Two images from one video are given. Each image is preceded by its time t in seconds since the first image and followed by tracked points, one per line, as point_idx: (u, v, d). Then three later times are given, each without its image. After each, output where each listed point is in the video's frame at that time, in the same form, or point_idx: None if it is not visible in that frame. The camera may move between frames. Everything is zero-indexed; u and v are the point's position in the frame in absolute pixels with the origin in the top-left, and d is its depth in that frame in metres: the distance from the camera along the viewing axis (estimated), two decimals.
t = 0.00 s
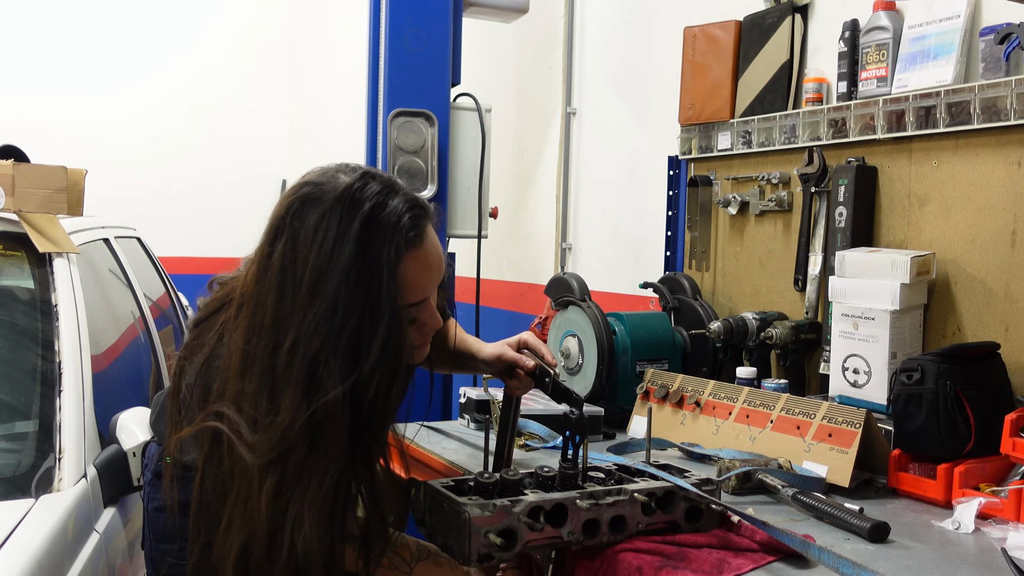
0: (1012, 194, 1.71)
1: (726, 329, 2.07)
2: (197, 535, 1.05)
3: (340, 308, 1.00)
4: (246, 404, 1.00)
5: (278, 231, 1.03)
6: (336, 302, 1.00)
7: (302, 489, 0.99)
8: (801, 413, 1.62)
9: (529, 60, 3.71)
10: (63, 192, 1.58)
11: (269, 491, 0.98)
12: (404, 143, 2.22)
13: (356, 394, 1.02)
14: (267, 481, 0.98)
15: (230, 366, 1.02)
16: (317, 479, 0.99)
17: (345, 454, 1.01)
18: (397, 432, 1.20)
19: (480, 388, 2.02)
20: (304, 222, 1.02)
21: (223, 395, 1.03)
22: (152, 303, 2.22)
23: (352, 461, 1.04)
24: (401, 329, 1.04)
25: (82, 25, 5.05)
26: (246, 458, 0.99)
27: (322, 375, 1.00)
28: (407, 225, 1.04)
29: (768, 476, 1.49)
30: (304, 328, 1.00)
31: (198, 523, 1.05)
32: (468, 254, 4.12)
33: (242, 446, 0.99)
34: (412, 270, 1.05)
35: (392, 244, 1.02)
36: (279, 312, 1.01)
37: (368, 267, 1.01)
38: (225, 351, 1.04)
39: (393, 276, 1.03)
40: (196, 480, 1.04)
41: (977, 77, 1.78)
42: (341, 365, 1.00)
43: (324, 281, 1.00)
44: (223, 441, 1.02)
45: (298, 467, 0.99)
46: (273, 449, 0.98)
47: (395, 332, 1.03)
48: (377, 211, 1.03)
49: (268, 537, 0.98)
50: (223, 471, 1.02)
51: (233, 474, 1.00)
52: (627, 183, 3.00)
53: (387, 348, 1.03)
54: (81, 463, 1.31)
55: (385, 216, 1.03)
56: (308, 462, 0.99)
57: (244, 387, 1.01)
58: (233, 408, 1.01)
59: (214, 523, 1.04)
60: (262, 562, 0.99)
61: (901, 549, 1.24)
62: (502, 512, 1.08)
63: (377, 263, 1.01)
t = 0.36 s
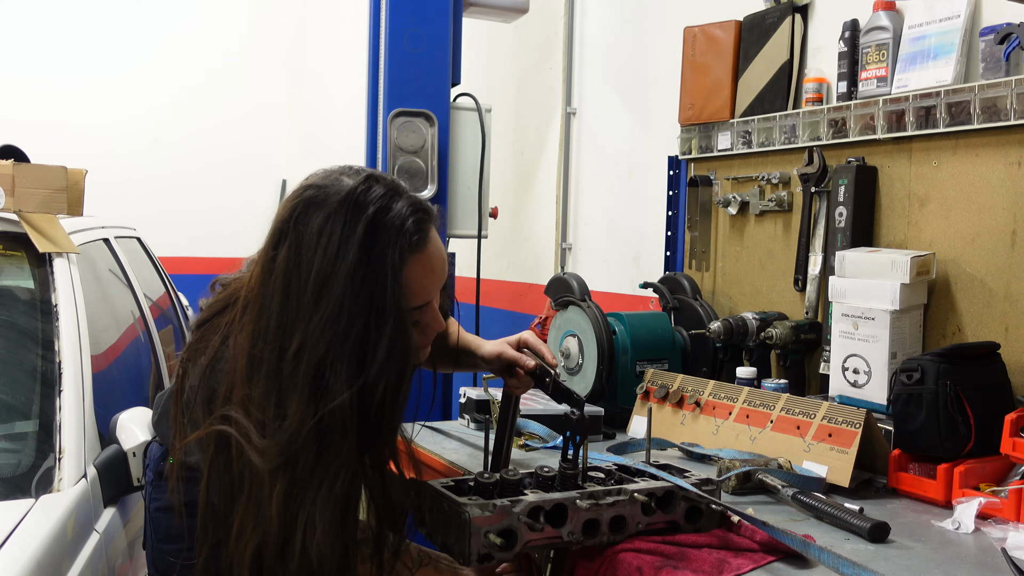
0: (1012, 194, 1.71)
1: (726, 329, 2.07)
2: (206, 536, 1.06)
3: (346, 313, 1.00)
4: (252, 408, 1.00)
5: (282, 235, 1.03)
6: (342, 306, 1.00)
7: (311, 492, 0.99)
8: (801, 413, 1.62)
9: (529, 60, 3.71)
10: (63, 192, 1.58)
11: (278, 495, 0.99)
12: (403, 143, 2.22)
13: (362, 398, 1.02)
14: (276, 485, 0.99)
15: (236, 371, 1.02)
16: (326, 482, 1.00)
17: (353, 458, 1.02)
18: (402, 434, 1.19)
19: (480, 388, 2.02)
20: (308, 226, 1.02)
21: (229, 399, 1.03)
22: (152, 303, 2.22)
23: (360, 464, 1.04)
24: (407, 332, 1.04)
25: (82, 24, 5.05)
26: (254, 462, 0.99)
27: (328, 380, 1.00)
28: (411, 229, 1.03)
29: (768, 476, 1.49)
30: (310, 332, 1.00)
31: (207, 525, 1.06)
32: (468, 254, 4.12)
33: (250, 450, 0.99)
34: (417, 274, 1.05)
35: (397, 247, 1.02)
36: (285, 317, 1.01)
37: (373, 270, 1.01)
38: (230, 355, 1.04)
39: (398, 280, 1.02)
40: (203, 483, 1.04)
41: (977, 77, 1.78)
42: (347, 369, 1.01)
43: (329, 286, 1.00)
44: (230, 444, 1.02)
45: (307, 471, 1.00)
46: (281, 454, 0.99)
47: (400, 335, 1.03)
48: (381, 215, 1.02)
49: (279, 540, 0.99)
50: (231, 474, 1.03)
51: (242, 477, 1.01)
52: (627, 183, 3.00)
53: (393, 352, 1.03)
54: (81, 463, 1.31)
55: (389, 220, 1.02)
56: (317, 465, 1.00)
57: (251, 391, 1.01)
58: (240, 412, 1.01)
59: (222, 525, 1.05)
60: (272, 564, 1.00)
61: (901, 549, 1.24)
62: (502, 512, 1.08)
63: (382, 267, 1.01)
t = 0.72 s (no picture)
0: (1012, 194, 1.71)
1: (726, 329, 2.07)
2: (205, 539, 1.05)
3: (346, 314, 1.00)
4: (251, 410, 1.00)
5: (282, 237, 1.03)
6: (342, 307, 1.00)
7: (311, 494, 0.99)
8: (801, 413, 1.62)
9: (529, 60, 3.71)
10: (63, 192, 1.59)
11: (278, 496, 0.98)
12: (404, 143, 2.22)
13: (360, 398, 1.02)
14: (275, 487, 0.98)
15: (235, 372, 1.02)
16: (326, 483, 0.99)
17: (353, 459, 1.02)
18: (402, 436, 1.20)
19: (480, 388, 2.02)
20: (310, 227, 1.02)
21: (228, 400, 1.03)
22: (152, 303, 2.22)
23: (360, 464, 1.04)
24: (407, 333, 1.04)
25: (81, 24, 5.04)
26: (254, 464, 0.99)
27: (328, 380, 1.00)
28: (412, 229, 1.03)
29: (768, 476, 1.49)
30: (310, 333, 1.00)
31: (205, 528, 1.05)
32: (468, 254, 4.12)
33: (249, 451, 0.98)
34: (418, 275, 1.05)
35: (398, 248, 1.02)
36: (285, 318, 1.01)
37: (374, 271, 1.01)
38: (231, 357, 1.04)
39: (399, 281, 1.02)
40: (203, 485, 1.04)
41: (977, 77, 1.78)
42: (348, 370, 1.00)
43: (329, 286, 1.00)
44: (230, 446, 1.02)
45: (307, 472, 0.99)
46: (280, 455, 0.98)
47: (401, 336, 1.03)
48: (382, 216, 1.02)
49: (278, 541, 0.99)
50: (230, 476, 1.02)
51: (240, 479, 1.00)
52: (627, 183, 3.00)
53: (393, 353, 1.02)
54: (81, 463, 1.31)
55: (390, 221, 1.03)
56: (317, 466, 1.00)
57: (250, 392, 1.01)
58: (240, 413, 1.01)
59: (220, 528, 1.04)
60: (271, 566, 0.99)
61: (901, 548, 1.24)
62: (502, 512, 1.08)
63: (383, 268, 1.01)
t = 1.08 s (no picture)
0: (1012, 194, 1.71)
1: (726, 329, 2.06)
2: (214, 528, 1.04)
3: (345, 296, 0.97)
4: (253, 395, 0.98)
5: (280, 219, 1.00)
6: (341, 289, 0.97)
7: (316, 476, 0.98)
8: (801, 413, 1.62)
9: (529, 60, 3.71)
10: (63, 192, 1.61)
11: (282, 481, 0.97)
12: (404, 143, 2.22)
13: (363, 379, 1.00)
14: (280, 471, 0.97)
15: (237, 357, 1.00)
16: (332, 465, 0.98)
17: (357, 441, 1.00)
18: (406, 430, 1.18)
19: (480, 388, 2.02)
20: (304, 210, 0.99)
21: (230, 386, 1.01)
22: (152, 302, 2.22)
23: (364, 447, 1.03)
24: (408, 313, 1.02)
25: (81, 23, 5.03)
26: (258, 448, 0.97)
27: (330, 363, 0.98)
28: (409, 208, 1.00)
29: (768, 476, 1.49)
30: (309, 316, 0.97)
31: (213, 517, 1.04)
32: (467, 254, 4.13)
33: (255, 435, 0.97)
34: (415, 255, 1.02)
35: (395, 228, 0.99)
36: (282, 302, 0.98)
37: (372, 253, 0.98)
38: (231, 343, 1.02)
39: (397, 261, 1.00)
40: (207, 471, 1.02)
41: (977, 76, 1.78)
42: (349, 351, 0.98)
43: (327, 268, 0.97)
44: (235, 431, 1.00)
45: (312, 455, 0.98)
46: (285, 439, 0.97)
47: (401, 316, 1.01)
48: (376, 197, 0.99)
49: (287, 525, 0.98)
50: (236, 461, 1.02)
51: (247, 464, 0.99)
52: (628, 183, 3.00)
53: (394, 332, 1.00)
54: (81, 463, 1.31)
55: (386, 201, 1.00)
56: (322, 448, 0.98)
57: (252, 377, 0.98)
58: (244, 399, 0.98)
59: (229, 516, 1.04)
60: (278, 550, 0.98)
61: (901, 549, 1.24)
62: (502, 512, 1.08)
63: (381, 249, 0.99)
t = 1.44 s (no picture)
0: (1012, 194, 1.71)
1: (726, 329, 2.06)
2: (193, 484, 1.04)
3: (340, 246, 0.97)
4: (239, 344, 0.99)
5: (277, 165, 1.01)
6: (337, 238, 0.97)
7: (297, 433, 0.97)
8: (801, 413, 1.62)
9: (529, 60, 3.71)
10: (63, 192, 1.60)
11: (263, 435, 0.97)
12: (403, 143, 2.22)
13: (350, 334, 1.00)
14: (260, 425, 0.97)
15: (225, 305, 1.01)
16: (316, 421, 0.98)
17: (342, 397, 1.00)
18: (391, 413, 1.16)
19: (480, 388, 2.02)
20: (302, 158, 0.99)
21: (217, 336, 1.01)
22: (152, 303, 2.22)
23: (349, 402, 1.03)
24: (401, 268, 1.02)
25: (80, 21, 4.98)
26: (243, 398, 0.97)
27: (319, 316, 0.98)
28: (408, 161, 1.00)
29: (768, 476, 1.48)
30: (301, 266, 0.97)
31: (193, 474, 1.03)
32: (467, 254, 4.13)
33: (235, 387, 0.97)
34: (412, 212, 1.02)
35: (394, 180, 0.99)
36: (277, 250, 0.99)
37: (368, 205, 0.99)
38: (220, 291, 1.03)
39: (394, 215, 1.00)
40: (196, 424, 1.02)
41: (977, 77, 1.78)
42: (339, 304, 0.98)
43: (323, 216, 0.97)
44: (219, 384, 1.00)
45: (295, 410, 0.98)
46: (266, 393, 0.96)
47: (394, 270, 1.01)
48: (376, 148, 1.00)
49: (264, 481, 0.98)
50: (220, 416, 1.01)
51: (230, 415, 0.99)
52: (628, 183, 3.00)
53: (388, 287, 1.01)
54: (81, 463, 1.31)
55: (386, 153, 1.00)
56: (306, 403, 0.98)
57: (241, 324, 0.99)
58: (232, 347, 0.99)
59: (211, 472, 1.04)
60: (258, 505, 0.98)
61: (901, 549, 1.24)
62: (502, 512, 1.08)
63: (378, 201, 0.99)
